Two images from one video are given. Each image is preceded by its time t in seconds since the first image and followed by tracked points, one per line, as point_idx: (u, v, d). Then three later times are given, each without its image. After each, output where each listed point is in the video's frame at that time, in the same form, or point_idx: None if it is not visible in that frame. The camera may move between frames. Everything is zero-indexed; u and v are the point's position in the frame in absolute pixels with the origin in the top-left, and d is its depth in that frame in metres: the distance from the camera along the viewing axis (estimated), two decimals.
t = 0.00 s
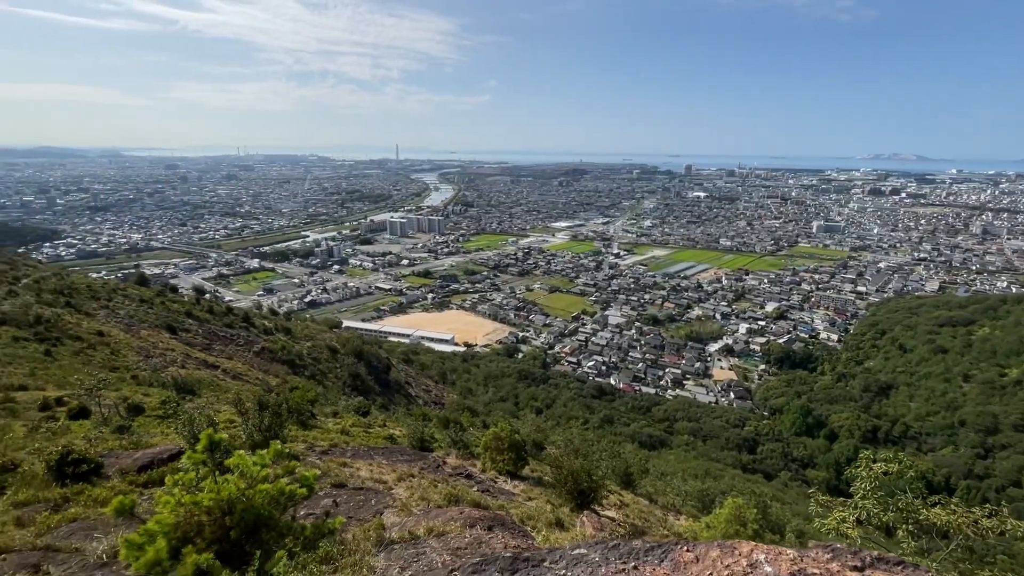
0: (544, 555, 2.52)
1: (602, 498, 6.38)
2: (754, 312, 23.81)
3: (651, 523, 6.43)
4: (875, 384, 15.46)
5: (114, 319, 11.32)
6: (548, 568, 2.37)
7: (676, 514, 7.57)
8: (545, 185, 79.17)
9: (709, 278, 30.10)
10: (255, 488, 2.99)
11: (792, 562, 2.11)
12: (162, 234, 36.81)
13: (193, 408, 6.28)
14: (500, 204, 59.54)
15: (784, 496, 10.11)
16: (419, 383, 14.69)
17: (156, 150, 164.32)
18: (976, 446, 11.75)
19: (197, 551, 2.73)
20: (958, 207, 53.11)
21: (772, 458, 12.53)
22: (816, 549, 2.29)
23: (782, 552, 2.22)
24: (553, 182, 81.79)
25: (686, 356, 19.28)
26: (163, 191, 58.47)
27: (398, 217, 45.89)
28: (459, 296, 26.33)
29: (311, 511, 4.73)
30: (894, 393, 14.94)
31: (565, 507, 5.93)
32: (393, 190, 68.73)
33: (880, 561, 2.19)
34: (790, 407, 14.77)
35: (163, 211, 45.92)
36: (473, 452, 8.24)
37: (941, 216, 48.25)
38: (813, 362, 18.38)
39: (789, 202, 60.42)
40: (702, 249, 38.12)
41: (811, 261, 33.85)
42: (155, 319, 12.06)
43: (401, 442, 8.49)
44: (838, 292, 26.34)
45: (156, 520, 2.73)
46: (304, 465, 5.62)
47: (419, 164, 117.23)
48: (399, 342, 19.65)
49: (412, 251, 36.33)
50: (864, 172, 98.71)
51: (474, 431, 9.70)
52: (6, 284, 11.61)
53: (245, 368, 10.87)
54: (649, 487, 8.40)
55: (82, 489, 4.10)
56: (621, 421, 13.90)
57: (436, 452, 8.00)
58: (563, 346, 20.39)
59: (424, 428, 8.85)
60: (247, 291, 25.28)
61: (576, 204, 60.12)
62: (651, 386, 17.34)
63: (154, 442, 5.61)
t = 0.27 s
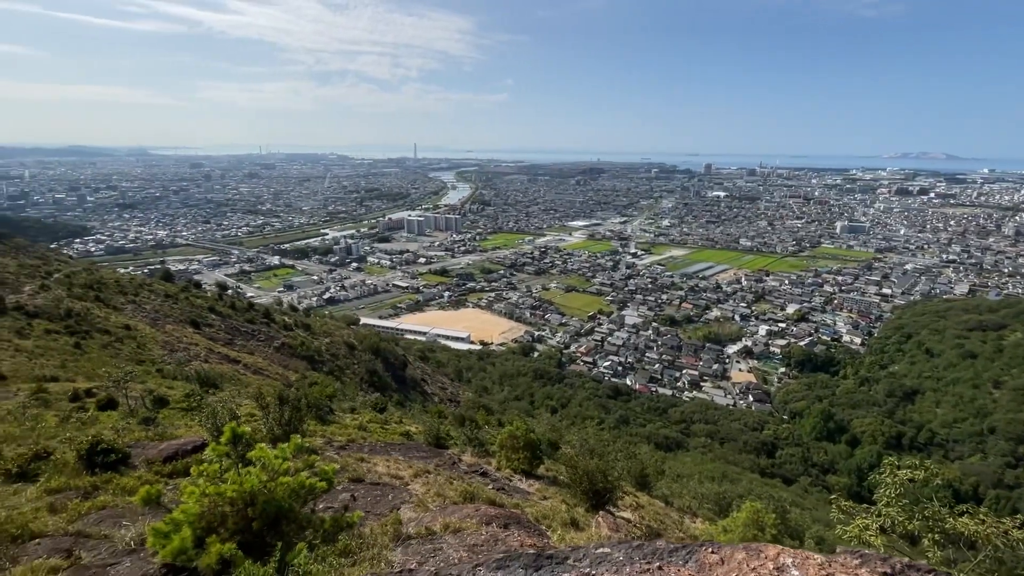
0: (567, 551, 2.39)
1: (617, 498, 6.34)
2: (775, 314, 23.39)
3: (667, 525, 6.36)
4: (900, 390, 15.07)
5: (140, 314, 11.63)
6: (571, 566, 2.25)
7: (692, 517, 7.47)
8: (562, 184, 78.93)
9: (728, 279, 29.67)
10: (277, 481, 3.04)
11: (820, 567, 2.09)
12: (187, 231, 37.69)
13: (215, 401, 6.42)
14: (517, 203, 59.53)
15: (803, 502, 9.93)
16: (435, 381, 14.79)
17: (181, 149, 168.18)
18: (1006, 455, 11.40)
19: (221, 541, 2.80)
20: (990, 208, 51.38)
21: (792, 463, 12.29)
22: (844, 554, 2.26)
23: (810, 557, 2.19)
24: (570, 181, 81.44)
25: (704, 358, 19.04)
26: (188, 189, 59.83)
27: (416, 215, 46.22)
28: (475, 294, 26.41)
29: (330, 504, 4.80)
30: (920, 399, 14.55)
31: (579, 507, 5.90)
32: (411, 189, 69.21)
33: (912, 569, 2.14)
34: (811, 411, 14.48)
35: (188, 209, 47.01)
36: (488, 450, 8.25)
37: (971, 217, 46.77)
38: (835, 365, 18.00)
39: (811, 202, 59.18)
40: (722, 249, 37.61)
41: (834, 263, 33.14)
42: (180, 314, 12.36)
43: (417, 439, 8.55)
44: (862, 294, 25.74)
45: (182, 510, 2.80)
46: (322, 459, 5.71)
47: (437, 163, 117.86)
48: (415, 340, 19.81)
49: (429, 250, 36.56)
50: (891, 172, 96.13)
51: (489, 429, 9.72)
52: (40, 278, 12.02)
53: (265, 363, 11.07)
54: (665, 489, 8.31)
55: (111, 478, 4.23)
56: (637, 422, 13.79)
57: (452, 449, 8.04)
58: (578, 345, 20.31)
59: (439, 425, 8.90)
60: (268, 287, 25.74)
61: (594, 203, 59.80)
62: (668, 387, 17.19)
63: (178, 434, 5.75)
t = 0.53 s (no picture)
0: (589, 550, 2.35)
1: (633, 500, 6.30)
2: (796, 316, 22.96)
3: (683, 528, 6.30)
4: (926, 395, 14.65)
5: (166, 308, 11.93)
6: (594, 565, 2.22)
7: (708, 520, 7.36)
8: (580, 183, 78.60)
9: (748, 280, 29.20)
10: (297, 474, 3.09)
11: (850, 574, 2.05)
12: (210, 228, 38.53)
13: (238, 395, 6.56)
14: (534, 201, 59.46)
15: (823, 508, 9.72)
16: (451, 378, 14.86)
17: (206, 148, 171.90)
18: None
19: (243, 532, 2.87)
20: None
21: (812, 468, 12.05)
22: (874, 562, 2.21)
23: (837, 563, 2.14)
24: (588, 180, 81.00)
25: (722, 359, 18.79)
26: (212, 187, 61.16)
27: (433, 214, 46.52)
28: (492, 293, 26.46)
29: (347, 498, 4.86)
30: (947, 405, 14.14)
31: (594, 507, 5.87)
32: (429, 188, 69.63)
33: None
34: (833, 415, 14.18)
35: (212, 206, 48.08)
36: (504, 448, 8.26)
37: (1004, 219, 45.23)
38: (858, 369, 17.59)
39: (835, 202, 57.87)
40: (742, 249, 37.04)
41: (858, 264, 32.38)
42: (204, 309, 12.65)
43: (433, 435, 8.61)
44: (887, 297, 25.09)
45: (206, 499, 2.86)
46: (340, 454, 5.79)
47: (454, 161, 118.38)
48: (432, 337, 19.95)
49: (446, 248, 36.74)
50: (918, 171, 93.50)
51: (504, 428, 9.73)
52: (71, 273, 12.40)
53: (285, 359, 11.26)
54: (681, 491, 8.22)
55: (138, 467, 4.34)
56: (653, 423, 13.69)
57: (467, 447, 8.07)
58: (595, 345, 20.22)
59: (455, 422, 8.93)
60: (288, 284, 26.18)
61: (611, 202, 59.40)
62: (685, 389, 17.01)
63: (201, 427, 5.89)
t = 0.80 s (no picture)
0: (611, 550, 2.33)
1: (649, 501, 6.24)
2: (818, 319, 22.51)
3: (700, 531, 6.22)
4: (954, 402, 14.22)
5: (190, 304, 12.22)
6: (617, 565, 2.20)
7: (725, 524, 7.26)
8: (598, 182, 78.13)
9: (768, 281, 28.73)
10: (317, 468, 3.14)
11: None
12: (234, 225, 39.34)
13: (259, 389, 6.69)
14: (552, 201, 59.35)
15: (844, 515, 9.52)
16: (467, 376, 14.94)
17: (230, 147, 175.52)
18: None
19: (264, 524, 2.93)
20: None
21: (833, 474, 11.80)
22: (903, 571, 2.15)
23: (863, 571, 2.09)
24: (606, 179, 80.53)
25: (741, 361, 18.51)
26: (235, 185, 62.42)
27: (451, 213, 46.75)
28: (508, 292, 26.52)
29: (365, 493, 4.92)
30: (977, 413, 13.71)
31: (609, 508, 5.84)
32: (447, 186, 70.05)
33: None
34: (856, 420, 13.86)
35: (235, 204, 49.08)
36: (519, 447, 8.26)
37: None
38: (883, 374, 17.16)
39: (861, 202, 56.51)
40: (763, 250, 36.43)
41: (884, 266, 31.56)
42: (226, 305, 12.93)
43: (449, 433, 8.66)
44: (913, 300, 24.43)
45: (228, 491, 2.93)
46: (358, 449, 5.86)
47: (472, 160, 118.75)
48: (448, 335, 20.07)
49: (463, 246, 36.91)
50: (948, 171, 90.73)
51: (520, 426, 9.74)
52: (101, 268, 12.79)
53: (305, 354, 11.44)
54: (698, 494, 8.12)
55: (164, 458, 4.46)
56: (670, 425, 13.56)
57: (483, 445, 8.10)
58: (611, 345, 20.11)
59: (471, 420, 8.98)
60: (307, 280, 26.58)
61: (630, 201, 58.97)
62: (702, 391, 16.80)
63: (224, 420, 6.02)
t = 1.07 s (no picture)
0: (633, 552, 2.32)
1: (665, 504, 6.18)
2: (841, 322, 22.02)
3: (717, 535, 6.14)
4: (984, 409, 13.78)
5: (213, 299, 12.49)
6: (640, 567, 2.18)
7: (743, 528, 7.13)
8: (616, 181, 77.56)
9: (790, 282, 28.21)
10: (336, 462, 3.18)
11: None
12: (256, 222, 40.11)
13: (279, 384, 6.80)
14: (569, 200, 59.12)
15: (866, 522, 9.30)
16: (483, 375, 14.98)
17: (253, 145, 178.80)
18: None
19: (285, 516, 2.98)
20: None
21: (855, 480, 11.52)
22: None
23: None
24: (625, 178, 79.93)
25: (761, 364, 18.21)
26: (257, 183, 63.60)
27: (468, 211, 46.93)
28: (525, 291, 26.52)
29: (382, 488, 4.98)
30: (1008, 421, 13.26)
31: (625, 509, 5.80)
32: (465, 185, 70.26)
33: None
34: (880, 426, 13.53)
35: (257, 202, 50.01)
36: (535, 446, 8.25)
37: None
38: (909, 379, 16.71)
39: (887, 202, 55.06)
40: (784, 251, 35.77)
41: (911, 268, 30.71)
42: (248, 301, 13.19)
43: (465, 431, 8.70)
44: (942, 303, 23.72)
45: (250, 483, 3.00)
46: (376, 445, 5.93)
47: (490, 159, 118.94)
48: (464, 333, 20.17)
49: (480, 245, 37.02)
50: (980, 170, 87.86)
51: (535, 425, 9.74)
52: (128, 264, 13.15)
53: (323, 350, 11.60)
54: (715, 498, 8.01)
55: (188, 450, 4.58)
56: (687, 427, 13.42)
57: (498, 443, 8.11)
58: (628, 345, 19.98)
59: (487, 419, 9.00)
60: (327, 278, 26.95)
61: (648, 200, 58.45)
62: (720, 393, 16.57)
63: (245, 413, 6.14)
